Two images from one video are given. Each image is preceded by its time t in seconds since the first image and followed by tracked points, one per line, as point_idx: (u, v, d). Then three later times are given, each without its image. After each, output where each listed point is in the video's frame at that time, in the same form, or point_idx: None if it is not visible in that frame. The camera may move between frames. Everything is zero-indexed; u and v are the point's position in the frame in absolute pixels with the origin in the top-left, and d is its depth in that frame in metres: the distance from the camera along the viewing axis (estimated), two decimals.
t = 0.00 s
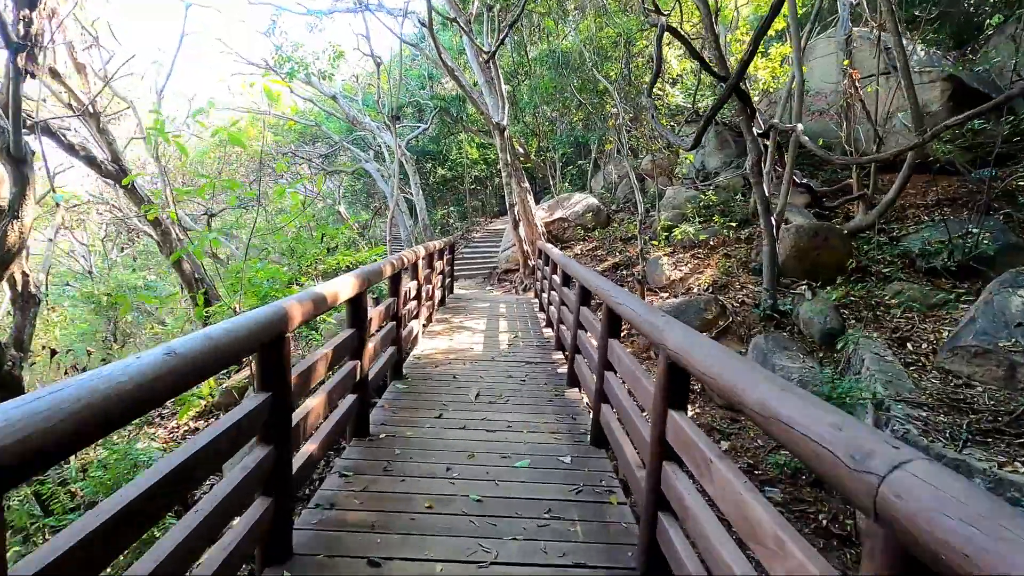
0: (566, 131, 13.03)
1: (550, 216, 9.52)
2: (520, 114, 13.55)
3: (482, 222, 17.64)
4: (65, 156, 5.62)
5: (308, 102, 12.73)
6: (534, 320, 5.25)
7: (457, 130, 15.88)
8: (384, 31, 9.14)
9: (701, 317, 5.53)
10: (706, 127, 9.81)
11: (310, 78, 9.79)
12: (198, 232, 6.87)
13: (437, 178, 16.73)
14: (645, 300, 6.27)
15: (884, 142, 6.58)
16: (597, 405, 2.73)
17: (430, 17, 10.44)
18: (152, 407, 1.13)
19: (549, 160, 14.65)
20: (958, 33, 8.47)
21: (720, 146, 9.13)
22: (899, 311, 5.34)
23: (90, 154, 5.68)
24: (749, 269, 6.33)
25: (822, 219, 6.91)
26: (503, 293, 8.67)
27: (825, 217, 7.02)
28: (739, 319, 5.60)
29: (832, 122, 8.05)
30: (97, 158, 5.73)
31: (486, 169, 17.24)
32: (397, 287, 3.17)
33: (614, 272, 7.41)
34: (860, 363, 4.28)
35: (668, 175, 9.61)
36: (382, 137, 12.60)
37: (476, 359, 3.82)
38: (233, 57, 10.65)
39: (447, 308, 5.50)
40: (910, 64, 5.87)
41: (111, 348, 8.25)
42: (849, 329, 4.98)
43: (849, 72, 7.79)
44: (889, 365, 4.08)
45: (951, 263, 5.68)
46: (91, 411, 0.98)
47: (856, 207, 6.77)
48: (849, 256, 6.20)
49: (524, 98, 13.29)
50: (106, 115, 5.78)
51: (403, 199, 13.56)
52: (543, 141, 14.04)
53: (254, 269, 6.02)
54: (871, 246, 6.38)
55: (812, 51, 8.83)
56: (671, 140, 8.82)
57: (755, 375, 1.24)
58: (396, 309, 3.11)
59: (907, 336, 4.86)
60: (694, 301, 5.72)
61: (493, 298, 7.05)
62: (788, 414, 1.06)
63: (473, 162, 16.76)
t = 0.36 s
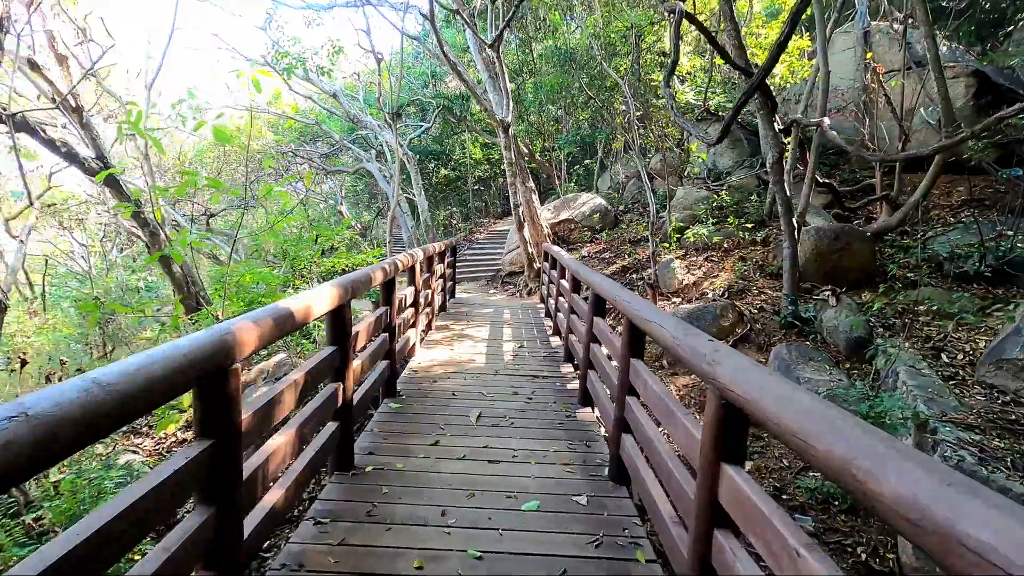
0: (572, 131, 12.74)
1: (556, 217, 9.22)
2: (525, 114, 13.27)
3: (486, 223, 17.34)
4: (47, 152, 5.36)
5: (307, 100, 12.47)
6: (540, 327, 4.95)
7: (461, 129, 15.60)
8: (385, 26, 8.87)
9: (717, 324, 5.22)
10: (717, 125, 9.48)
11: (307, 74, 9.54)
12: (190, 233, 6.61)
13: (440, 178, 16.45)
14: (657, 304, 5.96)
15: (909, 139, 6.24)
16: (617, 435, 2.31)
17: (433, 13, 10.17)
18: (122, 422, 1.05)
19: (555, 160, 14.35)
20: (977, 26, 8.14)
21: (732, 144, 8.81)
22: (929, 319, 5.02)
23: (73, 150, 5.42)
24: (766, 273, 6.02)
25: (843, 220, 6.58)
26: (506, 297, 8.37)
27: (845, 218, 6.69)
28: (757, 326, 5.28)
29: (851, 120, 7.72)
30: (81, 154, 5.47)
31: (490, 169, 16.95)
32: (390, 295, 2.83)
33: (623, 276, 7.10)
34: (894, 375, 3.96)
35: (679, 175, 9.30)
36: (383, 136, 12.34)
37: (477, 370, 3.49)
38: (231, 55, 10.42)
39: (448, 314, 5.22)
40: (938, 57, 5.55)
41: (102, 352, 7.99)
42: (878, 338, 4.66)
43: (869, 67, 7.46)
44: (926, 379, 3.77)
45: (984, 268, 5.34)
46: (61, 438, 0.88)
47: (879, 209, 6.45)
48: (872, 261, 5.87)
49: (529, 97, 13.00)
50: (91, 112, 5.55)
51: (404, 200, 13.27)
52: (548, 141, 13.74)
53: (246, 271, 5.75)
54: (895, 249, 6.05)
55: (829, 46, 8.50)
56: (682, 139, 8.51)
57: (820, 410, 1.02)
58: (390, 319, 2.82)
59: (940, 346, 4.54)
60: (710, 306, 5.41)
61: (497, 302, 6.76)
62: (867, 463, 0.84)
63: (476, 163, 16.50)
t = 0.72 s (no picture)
0: (575, 130, 12.42)
1: (558, 218, 8.92)
2: (527, 113, 12.95)
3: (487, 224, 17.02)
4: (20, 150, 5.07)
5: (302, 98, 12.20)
6: (540, 336, 4.65)
7: (462, 129, 15.33)
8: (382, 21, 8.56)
9: (729, 333, 4.92)
10: (725, 124, 9.17)
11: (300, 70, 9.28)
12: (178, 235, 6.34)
13: (441, 179, 16.18)
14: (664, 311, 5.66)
15: (931, 137, 5.92)
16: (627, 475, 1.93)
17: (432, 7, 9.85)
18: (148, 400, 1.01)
19: (558, 160, 14.03)
20: (995, 18, 7.79)
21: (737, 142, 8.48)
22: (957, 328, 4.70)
23: (47, 148, 5.13)
24: (780, 278, 5.71)
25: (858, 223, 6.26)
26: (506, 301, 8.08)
27: (862, 221, 6.37)
28: (772, 335, 4.97)
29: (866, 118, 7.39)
30: (56, 152, 5.18)
31: (492, 169, 16.68)
32: (369, 304, 2.52)
33: (628, 280, 6.79)
34: (924, 391, 3.65)
35: (685, 176, 8.97)
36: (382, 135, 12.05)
37: (468, 386, 3.17)
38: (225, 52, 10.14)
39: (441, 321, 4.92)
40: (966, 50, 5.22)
41: (87, 359, 7.69)
42: (902, 349, 4.35)
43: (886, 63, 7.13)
44: (961, 395, 3.46)
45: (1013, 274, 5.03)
46: (18, 444, 0.74)
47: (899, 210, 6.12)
48: (893, 265, 5.56)
49: (531, 95, 12.71)
50: (68, 108, 5.27)
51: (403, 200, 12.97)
52: (550, 140, 13.42)
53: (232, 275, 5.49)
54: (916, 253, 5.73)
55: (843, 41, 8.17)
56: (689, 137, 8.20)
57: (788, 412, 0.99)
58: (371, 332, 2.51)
59: (971, 358, 4.23)
60: (721, 314, 5.11)
61: (496, 308, 6.45)
62: (829, 466, 0.82)
63: (478, 163, 16.23)
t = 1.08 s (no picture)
0: (578, 128, 12.07)
1: (560, 219, 8.57)
2: (529, 111, 12.61)
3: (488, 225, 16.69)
4: None
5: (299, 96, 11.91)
6: (540, 345, 4.33)
7: (463, 129, 15.00)
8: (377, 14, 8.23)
9: (744, 342, 4.60)
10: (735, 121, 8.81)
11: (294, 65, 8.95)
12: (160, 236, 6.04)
13: (441, 179, 15.85)
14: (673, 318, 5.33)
15: (959, 134, 5.58)
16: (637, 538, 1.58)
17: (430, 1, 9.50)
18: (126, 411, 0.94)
19: (560, 159, 13.69)
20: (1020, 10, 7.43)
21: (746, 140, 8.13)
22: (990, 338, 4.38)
23: (16, 145, 4.82)
24: (796, 283, 5.38)
25: (879, 224, 5.92)
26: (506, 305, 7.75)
27: (882, 222, 6.03)
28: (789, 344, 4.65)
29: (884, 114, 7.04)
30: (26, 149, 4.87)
31: (493, 170, 16.34)
32: (341, 319, 2.20)
33: (634, 285, 6.46)
34: (963, 410, 3.33)
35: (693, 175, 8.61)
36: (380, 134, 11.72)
37: (458, 407, 2.84)
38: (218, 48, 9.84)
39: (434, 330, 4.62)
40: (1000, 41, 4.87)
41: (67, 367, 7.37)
42: (933, 362, 4.03)
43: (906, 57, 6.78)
44: (1006, 415, 3.14)
45: None
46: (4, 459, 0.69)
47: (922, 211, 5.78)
48: (917, 270, 5.22)
49: (534, 93, 12.37)
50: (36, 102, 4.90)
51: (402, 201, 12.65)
52: (553, 139, 13.07)
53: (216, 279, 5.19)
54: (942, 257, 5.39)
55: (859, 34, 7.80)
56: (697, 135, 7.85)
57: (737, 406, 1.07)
58: (346, 351, 2.20)
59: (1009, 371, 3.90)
60: (735, 322, 4.79)
61: (494, 314, 6.12)
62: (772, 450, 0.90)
63: (479, 163, 15.92)
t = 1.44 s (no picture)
0: (582, 126, 11.76)
1: (564, 218, 8.27)
2: (533, 108, 12.31)
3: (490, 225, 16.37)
4: None
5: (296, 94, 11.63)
6: (544, 352, 4.05)
7: (465, 127, 14.73)
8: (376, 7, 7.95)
9: (762, 349, 4.30)
10: (745, 117, 8.49)
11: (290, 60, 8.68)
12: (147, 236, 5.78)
13: (443, 178, 15.57)
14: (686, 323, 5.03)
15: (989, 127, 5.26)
16: None
17: None
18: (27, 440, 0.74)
19: (564, 158, 13.37)
20: None
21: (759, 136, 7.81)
22: None
23: None
24: (816, 286, 5.07)
25: (901, 224, 5.60)
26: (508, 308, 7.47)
27: (905, 221, 5.71)
28: (811, 352, 4.33)
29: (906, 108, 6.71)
30: None
31: (496, 169, 16.05)
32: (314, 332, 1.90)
33: (643, 287, 6.16)
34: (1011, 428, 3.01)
35: (703, 172, 8.29)
36: (378, 132, 11.42)
37: (452, 427, 2.54)
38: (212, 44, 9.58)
39: (431, 336, 4.33)
40: None
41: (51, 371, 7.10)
42: (971, 372, 3.70)
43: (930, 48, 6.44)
44: None
45: None
46: None
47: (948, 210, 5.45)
48: (946, 273, 4.91)
49: (537, 90, 12.07)
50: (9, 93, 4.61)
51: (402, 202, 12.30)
52: (557, 137, 12.76)
53: (201, 282, 4.92)
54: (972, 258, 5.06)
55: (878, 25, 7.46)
56: (707, 131, 7.55)
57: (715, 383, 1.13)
58: (321, 368, 1.91)
59: None
60: (752, 327, 4.48)
61: (496, 318, 5.83)
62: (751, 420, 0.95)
63: (481, 162, 15.67)
